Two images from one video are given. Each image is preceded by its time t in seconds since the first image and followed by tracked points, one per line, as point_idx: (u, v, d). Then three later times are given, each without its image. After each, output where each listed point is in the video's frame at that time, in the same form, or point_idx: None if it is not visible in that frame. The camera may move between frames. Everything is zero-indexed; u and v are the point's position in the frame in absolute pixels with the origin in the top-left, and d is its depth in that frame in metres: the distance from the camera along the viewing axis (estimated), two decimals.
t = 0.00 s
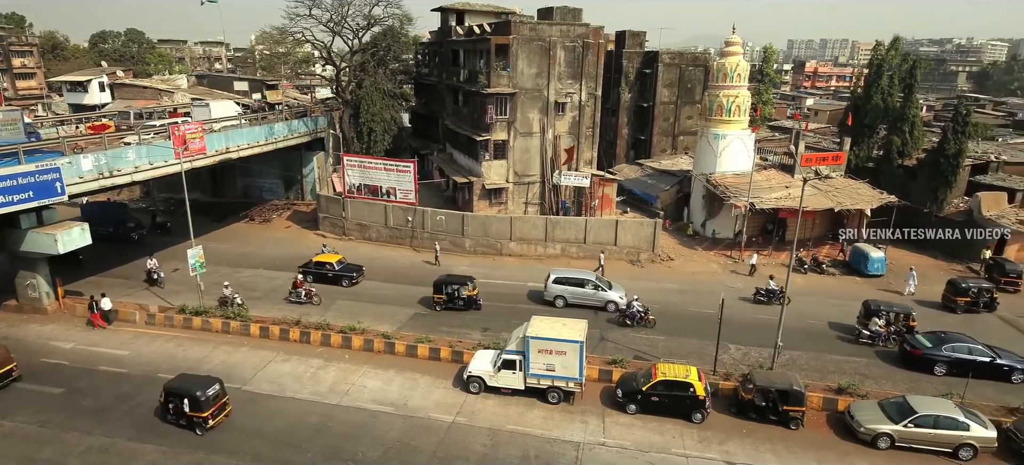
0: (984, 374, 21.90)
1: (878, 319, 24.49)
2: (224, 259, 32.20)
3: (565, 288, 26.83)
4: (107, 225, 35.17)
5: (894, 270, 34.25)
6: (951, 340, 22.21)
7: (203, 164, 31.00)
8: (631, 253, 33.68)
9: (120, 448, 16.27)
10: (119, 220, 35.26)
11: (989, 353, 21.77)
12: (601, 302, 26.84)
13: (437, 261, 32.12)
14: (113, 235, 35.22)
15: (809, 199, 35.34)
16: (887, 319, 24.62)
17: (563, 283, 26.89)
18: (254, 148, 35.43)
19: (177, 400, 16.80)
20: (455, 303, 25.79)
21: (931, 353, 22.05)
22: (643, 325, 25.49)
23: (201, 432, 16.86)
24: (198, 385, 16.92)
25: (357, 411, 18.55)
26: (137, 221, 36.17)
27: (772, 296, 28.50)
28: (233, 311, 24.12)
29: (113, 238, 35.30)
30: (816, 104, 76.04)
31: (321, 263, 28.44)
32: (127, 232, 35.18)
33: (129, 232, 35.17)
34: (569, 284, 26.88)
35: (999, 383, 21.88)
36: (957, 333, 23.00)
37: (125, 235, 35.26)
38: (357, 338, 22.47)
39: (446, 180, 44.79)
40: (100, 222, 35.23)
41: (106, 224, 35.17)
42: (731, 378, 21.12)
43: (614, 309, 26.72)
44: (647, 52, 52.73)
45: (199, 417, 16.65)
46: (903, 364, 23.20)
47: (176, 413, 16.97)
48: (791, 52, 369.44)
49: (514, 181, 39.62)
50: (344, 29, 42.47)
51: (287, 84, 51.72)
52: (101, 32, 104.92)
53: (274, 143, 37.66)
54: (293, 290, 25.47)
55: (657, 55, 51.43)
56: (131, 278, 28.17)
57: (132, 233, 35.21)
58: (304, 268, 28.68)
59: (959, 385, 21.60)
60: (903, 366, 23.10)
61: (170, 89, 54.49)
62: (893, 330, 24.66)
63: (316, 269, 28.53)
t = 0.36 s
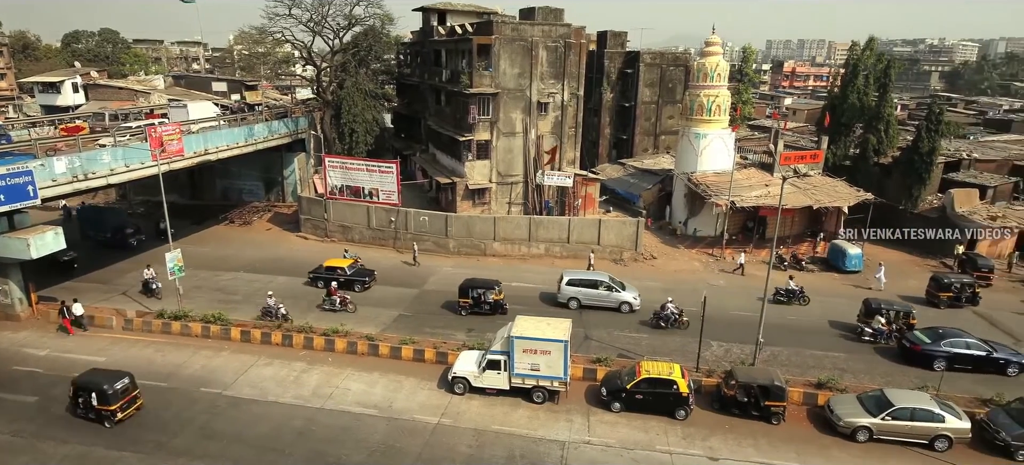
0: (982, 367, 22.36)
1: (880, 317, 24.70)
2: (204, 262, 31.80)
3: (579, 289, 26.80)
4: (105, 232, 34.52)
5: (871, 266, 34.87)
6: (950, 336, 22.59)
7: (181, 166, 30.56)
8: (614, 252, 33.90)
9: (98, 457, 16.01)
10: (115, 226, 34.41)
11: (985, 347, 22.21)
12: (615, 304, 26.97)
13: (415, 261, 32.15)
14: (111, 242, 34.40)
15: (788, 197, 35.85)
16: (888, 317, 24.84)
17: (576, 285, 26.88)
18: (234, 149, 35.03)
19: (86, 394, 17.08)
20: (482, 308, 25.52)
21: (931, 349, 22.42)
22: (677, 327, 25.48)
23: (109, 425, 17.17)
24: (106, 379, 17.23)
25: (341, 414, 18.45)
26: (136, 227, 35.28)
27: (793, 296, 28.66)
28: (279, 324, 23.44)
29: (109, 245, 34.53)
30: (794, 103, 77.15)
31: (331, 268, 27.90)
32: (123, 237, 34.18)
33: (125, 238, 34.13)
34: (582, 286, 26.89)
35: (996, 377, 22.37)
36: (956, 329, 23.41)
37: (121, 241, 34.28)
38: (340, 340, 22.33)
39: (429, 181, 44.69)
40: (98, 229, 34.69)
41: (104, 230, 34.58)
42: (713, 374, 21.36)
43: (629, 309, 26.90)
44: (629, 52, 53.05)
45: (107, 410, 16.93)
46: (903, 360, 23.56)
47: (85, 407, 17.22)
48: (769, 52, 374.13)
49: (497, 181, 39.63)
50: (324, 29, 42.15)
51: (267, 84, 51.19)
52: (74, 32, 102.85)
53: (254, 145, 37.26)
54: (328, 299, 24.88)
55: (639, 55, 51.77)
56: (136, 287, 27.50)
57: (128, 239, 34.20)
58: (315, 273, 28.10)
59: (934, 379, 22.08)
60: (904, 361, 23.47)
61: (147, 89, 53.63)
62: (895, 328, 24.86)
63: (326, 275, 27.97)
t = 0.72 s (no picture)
0: (978, 361, 22.94)
1: (874, 315, 25.12)
2: (182, 267, 31.35)
3: (595, 291, 26.91)
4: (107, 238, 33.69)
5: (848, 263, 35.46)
6: (947, 332, 23.11)
7: (157, 169, 30.10)
8: (596, 252, 34.08)
9: None
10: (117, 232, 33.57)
11: (981, 342, 22.82)
12: (632, 305, 27.13)
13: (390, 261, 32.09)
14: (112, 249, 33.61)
15: (766, 196, 36.32)
16: (884, 314, 25.20)
17: (592, 287, 26.96)
18: (211, 152, 34.59)
19: None
20: (513, 313, 25.29)
21: (930, 345, 22.88)
22: (709, 328, 25.68)
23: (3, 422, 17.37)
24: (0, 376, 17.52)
25: (323, 418, 18.33)
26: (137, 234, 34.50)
27: (812, 296, 28.75)
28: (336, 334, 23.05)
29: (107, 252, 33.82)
30: (772, 103, 78.26)
31: (347, 274, 27.55)
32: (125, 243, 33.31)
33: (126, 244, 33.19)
34: (598, 287, 26.99)
35: (991, 370, 23.02)
36: (952, 324, 23.98)
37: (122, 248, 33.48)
38: (322, 344, 22.15)
39: (411, 182, 44.56)
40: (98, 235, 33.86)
41: (105, 236, 33.80)
42: (695, 372, 21.57)
43: (645, 310, 27.10)
44: (609, 53, 53.38)
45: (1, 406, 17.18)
46: (902, 355, 23.99)
47: None
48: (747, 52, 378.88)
49: (479, 182, 39.62)
50: (303, 30, 41.79)
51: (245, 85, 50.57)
52: (44, 32, 100.72)
53: (232, 147, 36.83)
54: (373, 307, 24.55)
55: (619, 56, 52.10)
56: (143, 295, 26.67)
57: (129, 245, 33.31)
58: (330, 279, 27.66)
59: (910, 372, 22.56)
60: (902, 357, 23.90)
61: (121, 91, 52.69)
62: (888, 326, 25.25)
63: (342, 280, 27.62)
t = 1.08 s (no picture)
0: (977, 356, 23.35)
1: (868, 313, 25.41)
2: (162, 271, 30.95)
3: (610, 292, 27.09)
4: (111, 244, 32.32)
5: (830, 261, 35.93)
6: (946, 327, 23.47)
7: (136, 171, 29.66)
8: (582, 251, 34.21)
9: None
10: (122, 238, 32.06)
11: (979, 337, 23.22)
12: (647, 305, 27.31)
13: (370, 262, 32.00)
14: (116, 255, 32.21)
15: (749, 195, 36.70)
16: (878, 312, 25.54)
17: (608, 287, 27.13)
18: (192, 153, 34.21)
19: None
20: (541, 315, 25.53)
21: (930, 340, 23.23)
22: (734, 327, 25.79)
23: None
24: None
25: (308, 422, 18.20)
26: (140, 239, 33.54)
27: (826, 296, 28.84)
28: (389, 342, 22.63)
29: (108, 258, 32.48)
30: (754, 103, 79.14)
31: (362, 277, 27.25)
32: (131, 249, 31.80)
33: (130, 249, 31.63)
34: (614, 288, 27.16)
35: (988, 364, 23.47)
36: (949, 319, 24.42)
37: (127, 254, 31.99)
38: (307, 347, 22.00)
39: (396, 183, 44.40)
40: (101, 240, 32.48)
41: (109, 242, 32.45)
42: (680, 370, 21.74)
43: (660, 310, 27.29)
44: (594, 54, 53.61)
45: None
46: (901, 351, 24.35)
47: None
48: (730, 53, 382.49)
49: (465, 183, 39.59)
50: (286, 30, 41.44)
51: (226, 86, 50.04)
52: (19, 32, 98.88)
53: (214, 148, 36.42)
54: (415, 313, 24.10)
55: (603, 56, 52.36)
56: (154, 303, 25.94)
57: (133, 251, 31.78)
58: (345, 283, 27.31)
59: (891, 368, 22.94)
60: (902, 353, 24.25)
61: (98, 92, 51.85)
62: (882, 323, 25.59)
63: (357, 284, 27.27)
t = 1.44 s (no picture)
0: (967, 348, 24.01)
1: (855, 309, 25.96)
2: (136, 275, 30.38)
3: (624, 292, 27.29)
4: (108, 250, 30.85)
5: (806, 258, 36.54)
6: (937, 321, 24.09)
7: (107, 175, 29.06)
8: (563, 251, 34.36)
9: None
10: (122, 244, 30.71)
11: (969, 329, 23.89)
12: (660, 305, 27.48)
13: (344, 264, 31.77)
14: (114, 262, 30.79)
15: (726, 194, 37.17)
16: (863, 308, 26.23)
17: (621, 288, 27.33)
18: (166, 156, 33.65)
19: None
20: (565, 317, 25.55)
21: (924, 334, 23.81)
22: (746, 326, 26.15)
23: None
24: None
25: (288, 427, 18.03)
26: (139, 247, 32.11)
27: (830, 294, 29.31)
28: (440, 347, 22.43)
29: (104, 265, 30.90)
30: (730, 103, 80.22)
31: (375, 282, 27.03)
32: (132, 257, 30.55)
33: (131, 256, 30.40)
34: (627, 288, 27.36)
35: (977, 355, 24.12)
36: (941, 313, 25.05)
37: (128, 261, 30.68)
38: (286, 351, 21.77)
39: (375, 184, 44.15)
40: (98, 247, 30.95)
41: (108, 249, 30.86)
42: (661, 367, 21.96)
43: (673, 310, 27.50)
44: (573, 54, 53.84)
45: None
46: (895, 345, 24.91)
47: None
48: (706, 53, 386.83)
49: (445, 184, 39.49)
50: (261, 30, 40.93)
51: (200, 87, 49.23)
52: None
53: (188, 151, 35.87)
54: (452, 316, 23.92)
55: (582, 57, 52.64)
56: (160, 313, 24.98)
57: (134, 258, 30.53)
58: (358, 288, 27.05)
59: (864, 360, 23.44)
60: (895, 347, 24.81)
61: (67, 94, 50.65)
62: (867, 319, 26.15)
63: (371, 289, 27.04)
